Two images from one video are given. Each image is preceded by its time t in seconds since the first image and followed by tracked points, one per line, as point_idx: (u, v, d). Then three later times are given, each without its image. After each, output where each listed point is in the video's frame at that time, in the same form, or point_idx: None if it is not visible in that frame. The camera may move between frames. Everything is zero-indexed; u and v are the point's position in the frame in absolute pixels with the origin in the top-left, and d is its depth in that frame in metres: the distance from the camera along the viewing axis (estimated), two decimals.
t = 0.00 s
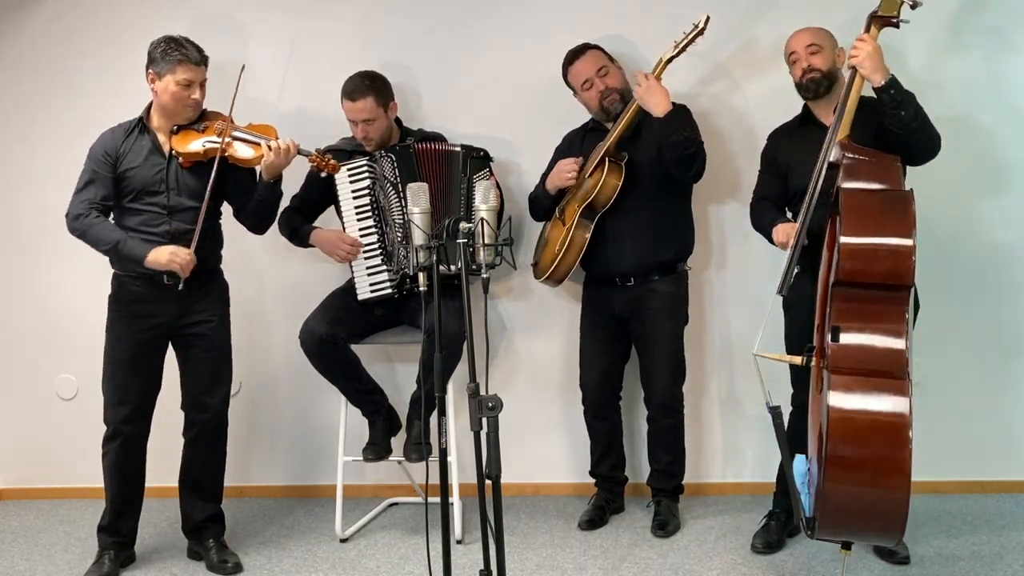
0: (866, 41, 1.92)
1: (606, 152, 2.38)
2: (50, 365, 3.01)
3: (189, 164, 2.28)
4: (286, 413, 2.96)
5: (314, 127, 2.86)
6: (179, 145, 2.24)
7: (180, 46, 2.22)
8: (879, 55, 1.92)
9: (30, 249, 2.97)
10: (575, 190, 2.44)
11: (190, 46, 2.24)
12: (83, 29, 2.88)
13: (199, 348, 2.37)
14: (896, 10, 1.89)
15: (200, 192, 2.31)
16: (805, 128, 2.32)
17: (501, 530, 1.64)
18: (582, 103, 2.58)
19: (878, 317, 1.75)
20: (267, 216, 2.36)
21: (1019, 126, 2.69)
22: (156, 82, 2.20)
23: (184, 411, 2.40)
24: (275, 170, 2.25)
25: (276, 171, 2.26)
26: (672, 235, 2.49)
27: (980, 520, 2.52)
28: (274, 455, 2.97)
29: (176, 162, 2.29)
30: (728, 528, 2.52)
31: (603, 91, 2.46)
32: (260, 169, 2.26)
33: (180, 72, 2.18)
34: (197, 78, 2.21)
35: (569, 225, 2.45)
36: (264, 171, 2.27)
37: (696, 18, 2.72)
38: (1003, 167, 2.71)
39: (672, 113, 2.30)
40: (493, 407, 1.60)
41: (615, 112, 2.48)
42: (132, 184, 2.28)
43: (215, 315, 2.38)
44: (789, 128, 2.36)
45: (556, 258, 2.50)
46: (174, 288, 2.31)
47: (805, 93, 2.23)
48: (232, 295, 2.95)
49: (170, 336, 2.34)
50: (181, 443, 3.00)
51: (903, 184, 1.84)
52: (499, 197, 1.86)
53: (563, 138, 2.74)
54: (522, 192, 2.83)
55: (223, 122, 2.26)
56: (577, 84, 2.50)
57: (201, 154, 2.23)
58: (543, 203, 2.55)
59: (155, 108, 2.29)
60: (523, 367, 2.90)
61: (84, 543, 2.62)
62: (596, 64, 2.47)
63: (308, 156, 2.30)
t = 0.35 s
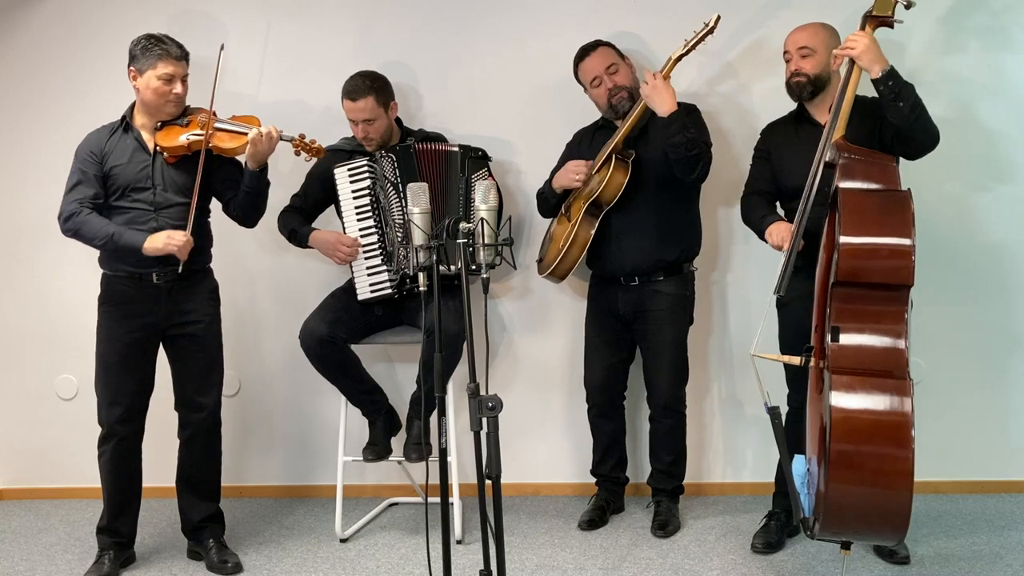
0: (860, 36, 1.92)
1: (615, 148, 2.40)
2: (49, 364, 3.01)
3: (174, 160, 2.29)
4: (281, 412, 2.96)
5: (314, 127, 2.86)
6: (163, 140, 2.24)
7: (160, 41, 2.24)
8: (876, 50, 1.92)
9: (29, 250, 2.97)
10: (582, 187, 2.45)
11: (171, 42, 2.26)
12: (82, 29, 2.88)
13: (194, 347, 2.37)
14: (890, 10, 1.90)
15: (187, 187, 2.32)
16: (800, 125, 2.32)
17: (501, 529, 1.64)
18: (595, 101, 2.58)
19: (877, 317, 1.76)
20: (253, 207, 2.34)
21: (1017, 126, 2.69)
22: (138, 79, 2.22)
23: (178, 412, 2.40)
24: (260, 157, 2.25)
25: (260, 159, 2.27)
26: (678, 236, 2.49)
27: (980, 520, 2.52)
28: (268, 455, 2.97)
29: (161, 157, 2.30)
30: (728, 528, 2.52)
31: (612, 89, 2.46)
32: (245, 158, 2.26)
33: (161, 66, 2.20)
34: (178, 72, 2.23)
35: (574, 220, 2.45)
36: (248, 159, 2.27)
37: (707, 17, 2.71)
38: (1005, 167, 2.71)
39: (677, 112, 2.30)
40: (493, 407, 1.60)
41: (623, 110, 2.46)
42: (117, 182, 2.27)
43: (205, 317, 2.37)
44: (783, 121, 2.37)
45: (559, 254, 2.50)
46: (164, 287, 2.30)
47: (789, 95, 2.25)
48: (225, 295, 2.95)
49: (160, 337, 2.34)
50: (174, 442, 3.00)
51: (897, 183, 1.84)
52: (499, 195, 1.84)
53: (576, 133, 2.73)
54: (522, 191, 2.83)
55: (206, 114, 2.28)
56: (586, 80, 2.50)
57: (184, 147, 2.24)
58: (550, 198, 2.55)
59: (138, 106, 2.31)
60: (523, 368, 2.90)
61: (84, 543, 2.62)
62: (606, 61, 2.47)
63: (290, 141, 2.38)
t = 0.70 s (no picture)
0: (855, 47, 1.91)
1: (617, 152, 2.39)
2: (49, 365, 3.01)
3: (158, 159, 2.29)
4: (280, 413, 2.96)
5: (312, 127, 2.86)
6: (148, 139, 2.24)
7: (141, 41, 2.23)
8: (870, 61, 1.91)
9: (28, 250, 2.97)
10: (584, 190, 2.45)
11: (153, 41, 2.26)
12: (81, 30, 2.88)
13: (184, 347, 2.36)
14: (884, 12, 1.89)
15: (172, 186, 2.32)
16: (788, 122, 2.33)
17: (501, 529, 1.64)
18: (598, 99, 2.56)
19: (885, 316, 1.77)
20: (241, 203, 2.35)
21: (1015, 126, 2.70)
22: (120, 79, 2.22)
23: (173, 413, 2.40)
24: (245, 152, 2.25)
25: (245, 155, 2.26)
26: (680, 236, 2.49)
27: (980, 520, 2.52)
28: (269, 455, 2.97)
29: (145, 157, 2.29)
30: (728, 528, 2.52)
31: (617, 87, 2.43)
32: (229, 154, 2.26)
33: (143, 66, 2.20)
34: (161, 72, 2.23)
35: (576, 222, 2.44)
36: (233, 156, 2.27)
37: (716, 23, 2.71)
38: (1005, 167, 2.71)
39: (660, 147, 2.30)
40: (493, 406, 1.60)
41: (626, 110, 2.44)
42: (103, 182, 2.28)
43: (192, 316, 2.37)
44: (770, 116, 2.38)
45: (561, 256, 2.50)
46: (153, 287, 2.30)
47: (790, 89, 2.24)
48: (221, 295, 2.95)
49: (153, 337, 2.34)
50: (173, 442, 3.01)
51: (892, 184, 1.88)
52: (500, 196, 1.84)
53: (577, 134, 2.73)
54: (521, 191, 2.84)
55: (189, 113, 2.28)
56: (595, 75, 2.48)
57: (168, 145, 2.23)
58: (552, 198, 2.56)
59: (122, 107, 2.31)
60: (523, 368, 2.90)
61: (84, 543, 2.62)
62: (615, 59, 2.45)
63: (274, 135, 2.35)
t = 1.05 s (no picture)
0: (854, 52, 1.92)
1: (619, 167, 2.37)
2: (50, 365, 3.01)
3: (154, 160, 2.30)
4: (280, 413, 2.96)
5: (311, 127, 2.86)
6: (144, 140, 2.25)
7: (138, 42, 2.23)
8: (866, 68, 1.93)
9: (28, 251, 2.98)
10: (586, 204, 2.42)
11: (148, 43, 2.26)
12: (80, 30, 2.88)
13: (185, 346, 2.37)
14: (880, 17, 1.91)
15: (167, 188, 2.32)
16: (776, 122, 2.34)
17: (501, 529, 1.64)
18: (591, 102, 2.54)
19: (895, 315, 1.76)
20: (238, 204, 2.35)
21: (1014, 127, 2.70)
22: (116, 80, 2.22)
23: (171, 414, 2.40)
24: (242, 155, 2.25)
25: (244, 158, 2.26)
26: (681, 236, 2.50)
27: (980, 520, 2.51)
28: (269, 455, 2.97)
29: (140, 159, 2.30)
30: (728, 528, 2.52)
31: (613, 95, 2.42)
32: (229, 157, 2.26)
33: (140, 68, 2.20)
34: (157, 74, 2.23)
35: (581, 237, 2.44)
36: (231, 158, 2.27)
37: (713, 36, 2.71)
38: (1004, 167, 2.71)
39: (662, 168, 2.30)
40: (493, 406, 1.60)
41: (622, 117, 2.44)
42: (98, 184, 2.28)
43: (189, 317, 2.37)
44: (758, 116, 2.38)
45: (569, 271, 2.50)
46: (149, 287, 2.31)
47: (793, 86, 2.21)
48: (222, 295, 2.95)
49: (149, 338, 2.34)
50: (173, 442, 3.01)
51: (887, 184, 1.92)
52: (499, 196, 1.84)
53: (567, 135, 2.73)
54: (520, 191, 2.84)
55: (185, 115, 2.28)
56: (589, 82, 2.45)
57: (164, 147, 2.24)
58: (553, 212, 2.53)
59: (117, 108, 2.31)
60: (524, 368, 2.90)
61: (84, 543, 2.62)
62: (610, 66, 2.42)
63: (271, 135, 2.32)
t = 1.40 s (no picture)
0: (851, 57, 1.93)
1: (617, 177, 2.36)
2: (50, 365, 3.01)
3: (157, 161, 2.30)
4: (280, 413, 2.96)
5: (311, 128, 2.86)
6: (147, 140, 2.25)
7: (142, 44, 2.23)
8: (862, 74, 1.96)
9: (28, 251, 2.97)
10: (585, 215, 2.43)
11: (153, 44, 2.26)
12: (80, 30, 2.88)
13: (187, 346, 2.37)
14: (876, 24, 1.94)
15: (170, 188, 2.31)
16: (770, 122, 2.33)
17: (501, 529, 1.64)
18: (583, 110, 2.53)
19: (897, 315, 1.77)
20: (244, 209, 2.36)
21: (1013, 127, 2.69)
22: (120, 81, 2.22)
23: (171, 415, 2.40)
24: (263, 159, 2.26)
25: (263, 161, 2.28)
26: (680, 236, 2.50)
27: (980, 520, 2.52)
28: (269, 455, 2.97)
29: (144, 159, 2.29)
30: (728, 528, 2.52)
31: (607, 104, 2.41)
32: (249, 161, 2.28)
33: (143, 70, 2.20)
34: (160, 75, 2.23)
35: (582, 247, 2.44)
36: (251, 162, 2.29)
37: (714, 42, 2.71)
38: (1003, 168, 2.71)
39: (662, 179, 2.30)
40: (493, 407, 1.60)
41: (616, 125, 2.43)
42: (100, 183, 2.28)
43: (189, 317, 2.37)
44: (752, 115, 2.37)
45: (573, 280, 2.48)
46: (149, 287, 2.30)
47: (791, 84, 2.20)
48: (221, 295, 2.94)
49: (149, 339, 2.34)
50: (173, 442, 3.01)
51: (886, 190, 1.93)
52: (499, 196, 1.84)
53: (560, 140, 2.72)
54: (520, 191, 2.83)
55: (189, 115, 2.28)
56: (581, 92, 2.45)
57: (168, 147, 2.24)
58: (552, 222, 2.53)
59: (121, 109, 2.31)
60: (524, 368, 2.90)
61: (84, 543, 2.62)
62: (603, 76, 2.41)
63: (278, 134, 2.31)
